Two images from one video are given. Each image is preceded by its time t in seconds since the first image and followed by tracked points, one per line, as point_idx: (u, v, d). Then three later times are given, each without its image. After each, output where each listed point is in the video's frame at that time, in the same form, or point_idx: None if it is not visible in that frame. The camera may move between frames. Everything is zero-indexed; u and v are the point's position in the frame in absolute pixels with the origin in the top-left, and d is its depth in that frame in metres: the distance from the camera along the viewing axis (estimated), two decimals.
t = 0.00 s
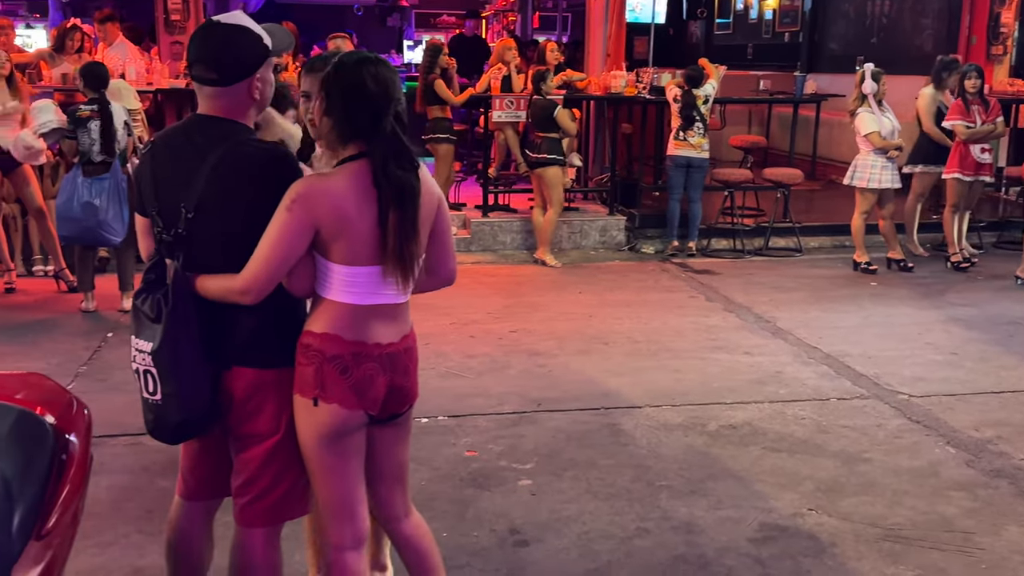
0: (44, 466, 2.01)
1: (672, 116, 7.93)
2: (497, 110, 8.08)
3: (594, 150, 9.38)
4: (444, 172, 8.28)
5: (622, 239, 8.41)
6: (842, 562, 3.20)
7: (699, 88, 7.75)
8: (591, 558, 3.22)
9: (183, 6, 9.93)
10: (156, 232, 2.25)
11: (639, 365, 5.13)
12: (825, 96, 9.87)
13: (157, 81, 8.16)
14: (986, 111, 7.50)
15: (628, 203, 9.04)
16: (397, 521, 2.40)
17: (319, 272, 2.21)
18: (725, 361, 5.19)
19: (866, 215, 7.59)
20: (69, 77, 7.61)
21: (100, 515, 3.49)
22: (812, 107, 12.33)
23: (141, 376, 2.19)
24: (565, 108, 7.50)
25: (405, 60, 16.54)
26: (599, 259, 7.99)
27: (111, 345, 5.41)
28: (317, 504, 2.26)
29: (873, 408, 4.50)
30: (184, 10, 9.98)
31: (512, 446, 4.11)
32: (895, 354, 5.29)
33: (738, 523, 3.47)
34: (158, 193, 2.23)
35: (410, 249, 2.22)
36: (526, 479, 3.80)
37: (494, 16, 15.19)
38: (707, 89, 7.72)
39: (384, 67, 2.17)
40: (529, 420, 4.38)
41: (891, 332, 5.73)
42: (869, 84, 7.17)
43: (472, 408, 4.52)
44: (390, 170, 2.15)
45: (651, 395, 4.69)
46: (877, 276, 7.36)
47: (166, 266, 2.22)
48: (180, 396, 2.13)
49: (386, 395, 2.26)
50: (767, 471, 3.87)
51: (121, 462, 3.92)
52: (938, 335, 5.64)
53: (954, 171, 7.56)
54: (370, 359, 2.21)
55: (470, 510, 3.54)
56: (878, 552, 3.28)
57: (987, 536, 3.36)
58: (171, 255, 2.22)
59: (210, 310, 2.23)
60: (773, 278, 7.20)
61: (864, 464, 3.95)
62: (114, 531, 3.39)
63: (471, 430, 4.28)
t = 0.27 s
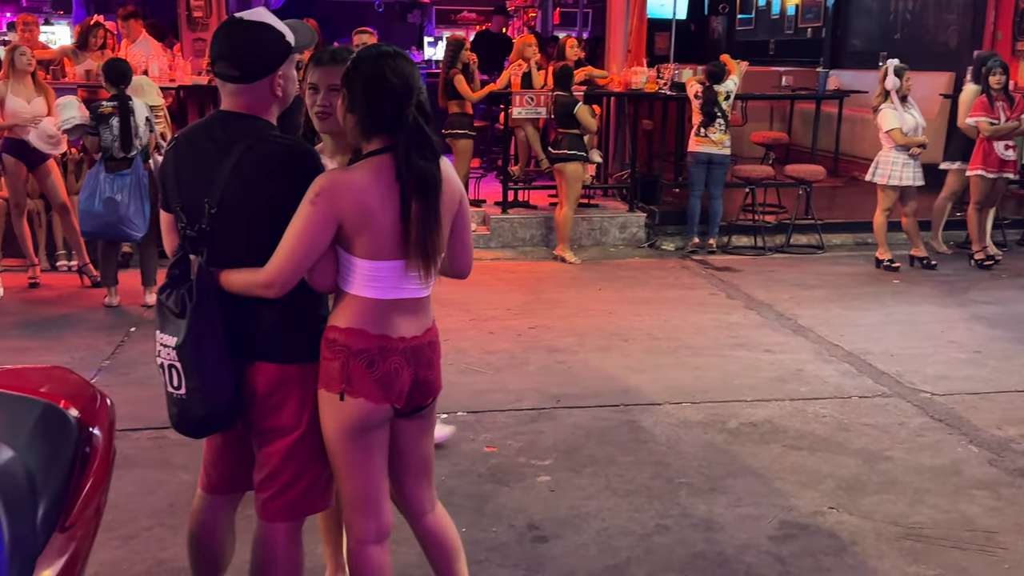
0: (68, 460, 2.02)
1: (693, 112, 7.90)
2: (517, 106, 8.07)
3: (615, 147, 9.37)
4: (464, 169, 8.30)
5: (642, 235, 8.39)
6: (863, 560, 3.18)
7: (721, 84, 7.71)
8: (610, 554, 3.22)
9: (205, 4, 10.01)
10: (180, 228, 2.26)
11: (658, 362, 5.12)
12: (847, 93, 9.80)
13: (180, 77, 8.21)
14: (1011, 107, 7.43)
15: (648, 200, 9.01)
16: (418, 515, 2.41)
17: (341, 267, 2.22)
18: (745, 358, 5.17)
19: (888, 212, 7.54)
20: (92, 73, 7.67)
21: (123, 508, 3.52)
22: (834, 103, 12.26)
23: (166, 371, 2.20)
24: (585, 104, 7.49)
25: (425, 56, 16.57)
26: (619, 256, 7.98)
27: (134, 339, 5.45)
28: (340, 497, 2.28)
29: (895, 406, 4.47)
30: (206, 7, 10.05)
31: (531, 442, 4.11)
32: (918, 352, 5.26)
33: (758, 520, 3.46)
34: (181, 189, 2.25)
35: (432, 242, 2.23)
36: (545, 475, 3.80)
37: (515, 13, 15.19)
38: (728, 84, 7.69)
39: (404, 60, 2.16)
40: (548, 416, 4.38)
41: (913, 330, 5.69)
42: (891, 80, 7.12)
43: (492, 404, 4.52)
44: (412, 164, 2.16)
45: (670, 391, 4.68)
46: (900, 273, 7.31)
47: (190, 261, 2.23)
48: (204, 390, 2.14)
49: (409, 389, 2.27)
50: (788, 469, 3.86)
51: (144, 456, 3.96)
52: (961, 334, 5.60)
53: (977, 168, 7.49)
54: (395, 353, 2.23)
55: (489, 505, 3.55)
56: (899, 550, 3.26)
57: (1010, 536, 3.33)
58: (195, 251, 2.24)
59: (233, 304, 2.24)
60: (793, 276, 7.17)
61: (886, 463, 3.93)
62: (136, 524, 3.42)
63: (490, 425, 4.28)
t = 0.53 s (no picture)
0: (90, 454, 2.03)
1: (712, 108, 7.87)
2: (536, 102, 8.06)
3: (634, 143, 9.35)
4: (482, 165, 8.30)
5: (661, 232, 8.37)
6: (883, 559, 3.16)
7: (741, 79, 7.67)
8: (627, 552, 3.21)
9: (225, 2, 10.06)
10: (203, 223, 2.27)
11: (677, 358, 5.11)
12: (869, 88, 9.72)
13: (199, 72, 8.22)
14: None
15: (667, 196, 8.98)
16: (434, 509, 2.41)
17: (363, 263, 2.22)
18: (765, 355, 5.15)
19: (910, 208, 7.48)
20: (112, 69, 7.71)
21: (144, 502, 3.55)
22: (856, 98, 12.16)
23: (189, 365, 2.21)
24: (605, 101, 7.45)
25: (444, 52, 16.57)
26: (638, 252, 7.96)
27: (155, 334, 5.48)
28: (358, 491, 2.28)
29: (916, 405, 4.44)
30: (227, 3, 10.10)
31: (549, 438, 4.10)
32: (940, 349, 5.21)
33: (777, 519, 3.44)
34: (205, 185, 2.25)
35: (453, 239, 2.23)
36: (563, 472, 3.80)
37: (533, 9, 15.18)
38: (749, 80, 7.65)
39: (426, 56, 2.16)
40: (566, 412, 4.37)
41: (934, 328, 5.64)
42: (912, 75, 7.06)
43: (510, 400, 4.52)
44: (435, 162, 2.16)
45: (689, 388, 4.66)
46: (921, 270, 7.26)
47: (214, 257, 2.24)
48: (227, 385, 2.15)
49: (427, 385, 2.27)
50: (808, 468, 3.83)
51: (164, 450, 3.98)
52: (985, 332, 5.54)
53: (997, 164, 7.42)
54: (412, 349, 2.23)
55: (507, 501, 3.55)
56: (920, 550, 3.23)
57: None
58: (218, 246, 2.25)
59: (255, 299, 2.25)
60: (814, 273, 7.13)
61: (907, 461, 3.90)
62: (156, 518, 3.44)
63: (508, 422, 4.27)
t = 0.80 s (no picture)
0: (109, 449, 2.05)
1: (729, 104, 7.85)
2: (551, 99, 8.05)
3: (650, 139, 9.34)
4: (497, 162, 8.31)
5: (677, 228, 8.36)
6: (899, 558, 3.15)
7: (758, 75, 7.65)
8: (643, 548, 3.20)
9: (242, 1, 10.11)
10: (222, 218, 2.27)
11: (693, 355, 5.10)
12: (887, 84, 9.66)
13: (217, 70, 8.26)
14: None
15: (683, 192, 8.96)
16: (449, 503, 2.42)
17: (381, 259, 2.22)
18: (781, 352, 5.13)
19: (928, 205, 7.43)
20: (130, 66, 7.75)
21: (162, 496, 3.58)
22: (874, 94, 12.09)
23: (207, 360, 2.22)
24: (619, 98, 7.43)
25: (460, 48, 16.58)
26: (653, 249, 7.95)
27: (172, 330, 5.51)
28: (375, 486, 2.29)
29: (933, 402, 4.41)
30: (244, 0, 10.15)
31: (565, 434, 4.11)
32: (958, 347, 5.17)
33: (793, 516, 3.43)
34: (224, 181, 2.26)
35: (470, 236, 2.23)
36: (578, 468, 3.80)
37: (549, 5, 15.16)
38: (766, 76, 7.62)
39: (447, 53, 2.16)
40: (581, 409, 4.37)
41: (952, 325, 5.60)
42: (929, 72, 7.00)
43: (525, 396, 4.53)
44: (455, 159, 2.16)
45: (705, 385, 4.65)
46: (939, 267, 7.21)
47: (232, 252, 2.25)
48: (246, 380, 2.16)
49: (444, 380, 2.28)
50: (824, 465, 3.82)
51: (182, 444, 4.01)
52: (1004, 329, 5.50)
53: (1017, 160, 7.36)
54: (428, 344, 2.23)
55: (522, 497, 3.55)
56: (937, 548, 3.21)
57: None
58: (237, 242, 2.25)
59: (273, 294, 2.26)
60: (831, 270, 7.09)
61: (924, 459, 3.87)
62: (173, 512, 3.47)
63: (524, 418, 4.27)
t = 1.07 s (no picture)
0: (125, 444, 2.06)
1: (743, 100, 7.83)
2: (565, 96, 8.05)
3: (664, 136, 9.33)
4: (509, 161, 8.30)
5: (690, 225, 8.34)
6: (914, 556, 3.13)
7: (772, 72, 7.61)
8: (655, 546, 3.20)
9: None
10: (237, 216, 2.28)
11: (707, 352, 5.09)
12: (902, 80, 9.61)
13: (232, 67, 8.29)
14: None
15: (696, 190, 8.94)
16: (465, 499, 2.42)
17: (397, 255, 2.23)
18: (796, 350, 5.11)
19: (944, 202, 7.39)
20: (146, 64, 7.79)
21: (177, 491, 3.59)
22: (889, 91, 12.03)
23: (223, 356, 2.23)
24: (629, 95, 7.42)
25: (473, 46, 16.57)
26: (667, 246, 7.93)
27: (187, 326, 5.54)
28: (389, 481, 2.29)
29: (949, 401, 4.39)
30: None
31: (578, 431, 4.10)
32: (975, 345, 5.14)
33: (807, 514, 3.41)
34: (240, 178, 2.27)
35: (486, 232, 2.24)
36: (591, 465, 3.80)
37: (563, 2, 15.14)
38: (780, 72, 7.59)
39: (464, 49, 2.16)
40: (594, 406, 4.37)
41: (967, 323, 5.57)
42: (944, 68, 6.96)
43: (539, 394, 4.53)
44: (471, 156, 2.16)
45: (718, 383, 4.65)
46: (955, 265, 7.18)
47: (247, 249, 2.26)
48: (262, 376, 2.17)
49: (459, 376, 2.28)
50: (838, 463, 3.80)
51: (197, 440, 4.02)
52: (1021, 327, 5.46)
53: None
54: (442, 339, 2.24)
55: (535, 494, 3.55)
56: (953, 547, 3.19)
57: None
58: (253, 239, 2.26)
59: (289, 291, 2.26)
60: (845, 267, 7.06)
61: (939, 458, 3.85)
62: (188, 507, 3.48)
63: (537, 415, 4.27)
